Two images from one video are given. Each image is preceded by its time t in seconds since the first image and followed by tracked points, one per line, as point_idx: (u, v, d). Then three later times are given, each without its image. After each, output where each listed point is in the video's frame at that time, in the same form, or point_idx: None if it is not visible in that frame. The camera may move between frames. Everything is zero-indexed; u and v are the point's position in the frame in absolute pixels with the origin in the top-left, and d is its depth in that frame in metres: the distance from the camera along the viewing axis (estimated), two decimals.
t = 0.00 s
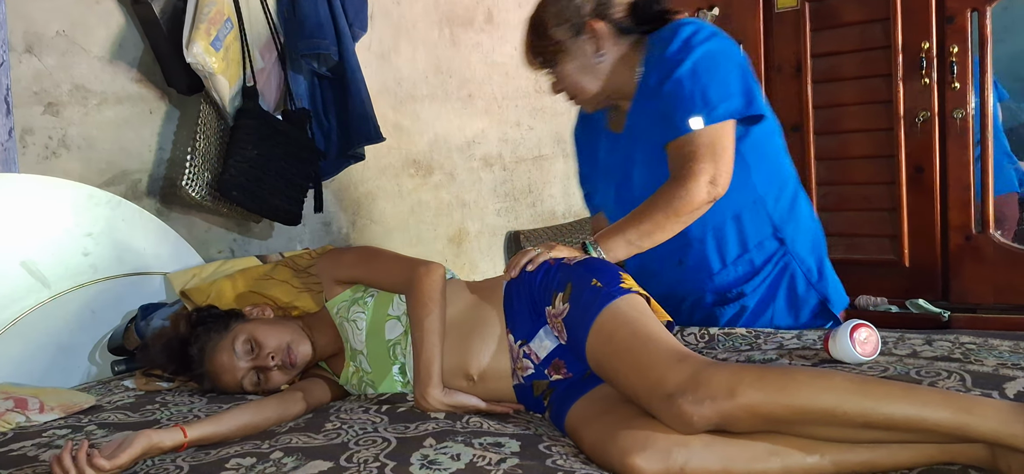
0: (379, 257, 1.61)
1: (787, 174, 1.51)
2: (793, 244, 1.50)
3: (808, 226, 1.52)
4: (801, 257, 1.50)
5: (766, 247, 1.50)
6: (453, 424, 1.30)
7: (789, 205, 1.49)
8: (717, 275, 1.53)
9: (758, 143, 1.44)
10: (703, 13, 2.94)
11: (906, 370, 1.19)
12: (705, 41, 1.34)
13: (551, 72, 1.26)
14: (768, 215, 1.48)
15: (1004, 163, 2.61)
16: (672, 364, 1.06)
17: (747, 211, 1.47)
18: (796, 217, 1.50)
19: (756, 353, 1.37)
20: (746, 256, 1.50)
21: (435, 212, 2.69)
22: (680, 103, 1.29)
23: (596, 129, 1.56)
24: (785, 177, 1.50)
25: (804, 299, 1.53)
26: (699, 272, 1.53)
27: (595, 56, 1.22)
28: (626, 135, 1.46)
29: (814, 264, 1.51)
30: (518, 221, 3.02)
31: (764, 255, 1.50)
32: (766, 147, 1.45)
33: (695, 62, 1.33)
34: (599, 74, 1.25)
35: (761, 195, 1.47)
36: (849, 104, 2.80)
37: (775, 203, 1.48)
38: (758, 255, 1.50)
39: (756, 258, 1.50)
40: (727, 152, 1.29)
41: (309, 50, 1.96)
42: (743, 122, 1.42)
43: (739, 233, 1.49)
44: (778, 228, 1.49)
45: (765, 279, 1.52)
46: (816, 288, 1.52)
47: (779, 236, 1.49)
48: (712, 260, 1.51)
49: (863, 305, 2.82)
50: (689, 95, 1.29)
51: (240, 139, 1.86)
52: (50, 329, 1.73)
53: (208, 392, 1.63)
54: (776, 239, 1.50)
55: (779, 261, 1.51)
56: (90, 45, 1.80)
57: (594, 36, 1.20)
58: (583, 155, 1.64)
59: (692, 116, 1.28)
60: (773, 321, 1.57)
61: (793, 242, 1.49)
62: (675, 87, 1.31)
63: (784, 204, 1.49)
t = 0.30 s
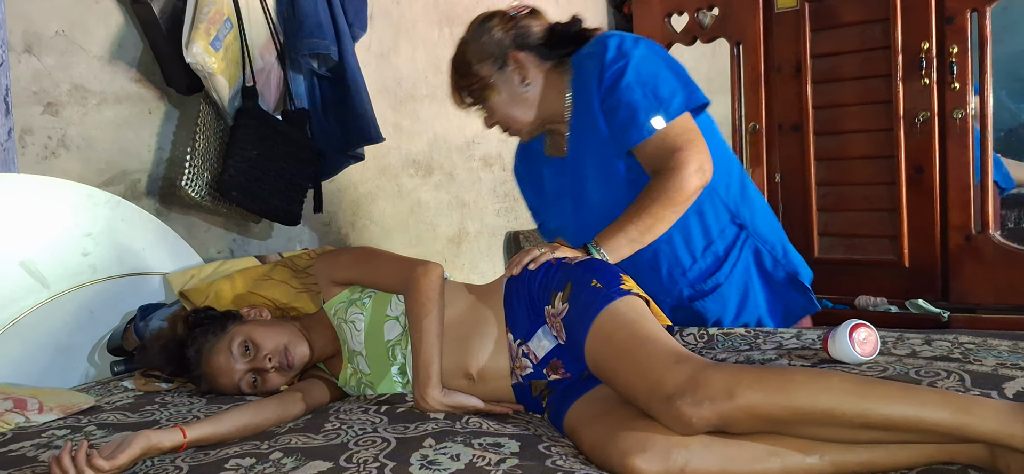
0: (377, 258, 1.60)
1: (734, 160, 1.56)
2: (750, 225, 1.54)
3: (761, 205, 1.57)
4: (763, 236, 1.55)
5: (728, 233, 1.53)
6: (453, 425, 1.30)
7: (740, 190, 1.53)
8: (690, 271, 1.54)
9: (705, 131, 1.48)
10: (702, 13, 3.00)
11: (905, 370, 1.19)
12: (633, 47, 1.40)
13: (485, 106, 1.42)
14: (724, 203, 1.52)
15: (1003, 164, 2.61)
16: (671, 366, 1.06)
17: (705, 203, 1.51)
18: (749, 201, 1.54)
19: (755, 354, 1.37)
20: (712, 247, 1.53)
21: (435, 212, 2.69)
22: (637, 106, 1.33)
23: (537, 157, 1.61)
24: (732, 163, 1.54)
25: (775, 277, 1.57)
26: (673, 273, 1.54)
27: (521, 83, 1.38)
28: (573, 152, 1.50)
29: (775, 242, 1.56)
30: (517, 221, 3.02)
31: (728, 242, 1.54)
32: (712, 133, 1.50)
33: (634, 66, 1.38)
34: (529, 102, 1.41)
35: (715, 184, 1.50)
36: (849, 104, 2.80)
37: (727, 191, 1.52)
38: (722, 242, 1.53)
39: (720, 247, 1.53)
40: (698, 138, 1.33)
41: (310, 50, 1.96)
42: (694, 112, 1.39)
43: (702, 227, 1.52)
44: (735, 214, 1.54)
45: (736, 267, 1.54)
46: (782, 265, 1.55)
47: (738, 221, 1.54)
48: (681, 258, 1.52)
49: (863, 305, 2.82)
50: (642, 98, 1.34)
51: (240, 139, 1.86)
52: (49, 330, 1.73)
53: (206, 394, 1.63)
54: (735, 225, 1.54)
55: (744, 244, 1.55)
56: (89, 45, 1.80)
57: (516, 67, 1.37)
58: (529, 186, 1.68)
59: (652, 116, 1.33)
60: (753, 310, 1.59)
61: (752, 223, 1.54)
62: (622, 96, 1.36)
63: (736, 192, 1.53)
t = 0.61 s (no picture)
0: (377, 260, 1.58)
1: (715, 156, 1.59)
2: (735, 218, 1.56)
3: (744, 200, 1.59)
4: (748, 228, 1.57)
5: (715, 227, 1.55)
6: (453, 425, 1.29)
7: (722, 186, 1.56)
8: (681, 268, 1.54)
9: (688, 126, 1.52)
10: (703, 13, 2.99)
11: (907, 370, 1.18)
12: (607, 49, 1.42)
13: (464, 120, 1.48)
14: (709, 199, 1.54)
15: (1004, 163, 2.60)
16: (672, 366, 1.05)
17: (693, 199, 1.52)
18: (731, 195, 1.57)
19: (756, 354, 1.36)
20: (701, 242, 1.54)
21: (435, 211, 2.69)
22: (618, 106, 1.35)
23: (517, 167, 1.65)
24: (713, 160, 1.56)
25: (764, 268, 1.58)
26: (664, 271, 1.54)
27: (496, 95, 1.43)
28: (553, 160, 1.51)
29: (761, 233, 1.57)
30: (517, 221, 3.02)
31: (716, 236, 1.55)
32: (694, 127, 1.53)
33: (610, 66, 1.39)
34: (506, 114, 1.46)
35: (699, 179, 1.52)
36: (850, 104, 2.79)
37: (711, 188, 1.54)
38: (710, 237, 1.54)
39: (708, 241, 1.55)
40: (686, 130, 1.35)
41: (310, 49, 1.95)
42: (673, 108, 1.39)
43: (690, 223, 1.53)
44: (719, 208, 1.55)
45: (726, 261, 1.54)
46: (770, 257, 1.57)
47: (724, 215, 1.55)
48: (670, 254, 1.53)
49: (864, 305, 2.82)
50: (622, 97, 1.35)
51: (240, 139, 1.86)
52: (49, 330, 1.73)
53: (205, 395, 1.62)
54: (721, 219, 1.55)
55: (732, 238, 1.56)
56: (88, 44, 1.80)
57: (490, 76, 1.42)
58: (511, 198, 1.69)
59: (636, 114, 1.34)
60: (747, 305, 1.59)
61: (737, 216, 1.56)
62: (602, 97, 1.37)
63: (719, 188, 1.56)
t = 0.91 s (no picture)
0: (382, 258, 1.61)
1: (751, 166, 1.51)
2: (761, 237, 1.50)
3: (776, 214, 1.52)
4: (772, 248, 1.51)
5: (735, 242, 1.50)
6: (454, 424, 1.29)
7: (753, 198, 1.49)
8: (693, 276, 1.52)
9: (721, 138, 1.44)
10: (703, 13, 2.99)
11: (907, 370, 1.18)
12: (655, 45, 1.37)
13: (506, 93, 1.41)
14: (734, 213, 1.49)
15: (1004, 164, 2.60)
16: (673, 365, 1.05)
17: (715, 210, 1.48)
18: (762, 209, 1.50)
19: (757, 354, 1.37)
20: (718, 254, 1.50)
21: (435, 212, 2.69)
22: (649, 105, 1.31)
23: (553, 145, 1.59)
24: (748, 171, 1.50)
25: (782, 290, 1.54)
26: (673, 275, 1.53)
27: (542, 73, 1.36)
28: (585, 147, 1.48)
29: (786, 254, 1.51)
30: (518, 221, 3.02)
31: (735, 250, 1.51)
32: (729, 139, 1.46)
33: (652, 64, 1.34)
34: (551, 92, 1.39)
35: (726, 191, 1.47)
36: (850, 104, 2.80)
37: (740, 200, 1.49)
38: (729, 251, 1.50)
39: (726, 254, 1.51)
40: (708, 142, 1.31)
41: (310, 49, 1.95)
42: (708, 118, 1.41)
43: (709, 234, 1.49)
44: (744, 223, 1.49)
45: (739, 275, 1.52)
46: (789, 279, 1.52)
47: (748, 230, 1.50)
48: (684, 262, 1.50)
49: (864, 305, 2.84)
50: (657, 96, 1.31)
51: (240, 138, 1.86)
52: (50, 330, 1.73)
53: (207, 393, 1.62)
54: (743, 234, 1.51)
55: (751, 254, 1.52)
56: (89, 44, 1.80)
57: (539, 53, 1.34)
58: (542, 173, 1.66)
59: (664, 117, 1.29)
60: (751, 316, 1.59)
61: (762, 233, 1.50)
62: (637, 93, 1.33)
63: (750, 198, 1.49)
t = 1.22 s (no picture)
0: (380, 257, 1.61)
1: (810, 188, 1.49)
2: (803, 260, 1.47)
3: (823, 242, 1.50)
4: (807, 271, 1.48)
5: (774, 258, 1.48)
6: (454, 424, 1.30)
7: (808, 217, 1.48)
8: (721, 277, 1.52)
9: (778, 156, 1.43)
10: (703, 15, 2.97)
11: (906, 371, 1.18)
12: (748, 47, 1.33)
13: (592, 50, 1.26)
14: (782, 228, 1.47)
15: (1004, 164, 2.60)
16: (673, 365, 1.05)
17: (762, 218, 1.47)
18: (813, 230, 1.48)
19: (757, 354, 1.37)
20: (751, 264, 1.49)
21: (435, 212, 2.69)
22: (711, 106, 1.29)
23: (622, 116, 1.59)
24: (808, 191, 1.48)
25: (804, 314, 1.51)
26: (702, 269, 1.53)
27: (636, 37, 1.22)
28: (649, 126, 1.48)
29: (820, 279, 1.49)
30: (518, 222, 3.02)
31: (771, 265, 1.48)
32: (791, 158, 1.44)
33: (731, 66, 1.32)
34: (640, 55, 1.25)
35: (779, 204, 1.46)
36: (849, 105, 2.80)
37: (791, 215, 1.47)
38: (764, 265, 1.48)
39: (760, 266, 1.49)
40: (742, 163, 1.29)
41: (311, 50, 1.96)
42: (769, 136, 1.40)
43: (751, 241, 1.48)
44: (789, 240, 1.47)
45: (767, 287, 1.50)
46: (817, 304, 1.49)
47: (791, 249, 1.47)
48: (716, 260, 1.50)
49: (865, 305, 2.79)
50: (723, 98, 1.29)
51: (240, 139, 1.86)
52: (50, 330, 1.73)
53: (208, 392, 1.63)
54: (787, 251, 1.48)
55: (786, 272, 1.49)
56: (89, 45, 1.80)
57: (636, 16, 1.19)
58: (611, 136, 1.62)
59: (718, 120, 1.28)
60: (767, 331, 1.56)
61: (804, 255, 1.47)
62: (708, 90, 1.31)
63: (803, 216, 1.48)
